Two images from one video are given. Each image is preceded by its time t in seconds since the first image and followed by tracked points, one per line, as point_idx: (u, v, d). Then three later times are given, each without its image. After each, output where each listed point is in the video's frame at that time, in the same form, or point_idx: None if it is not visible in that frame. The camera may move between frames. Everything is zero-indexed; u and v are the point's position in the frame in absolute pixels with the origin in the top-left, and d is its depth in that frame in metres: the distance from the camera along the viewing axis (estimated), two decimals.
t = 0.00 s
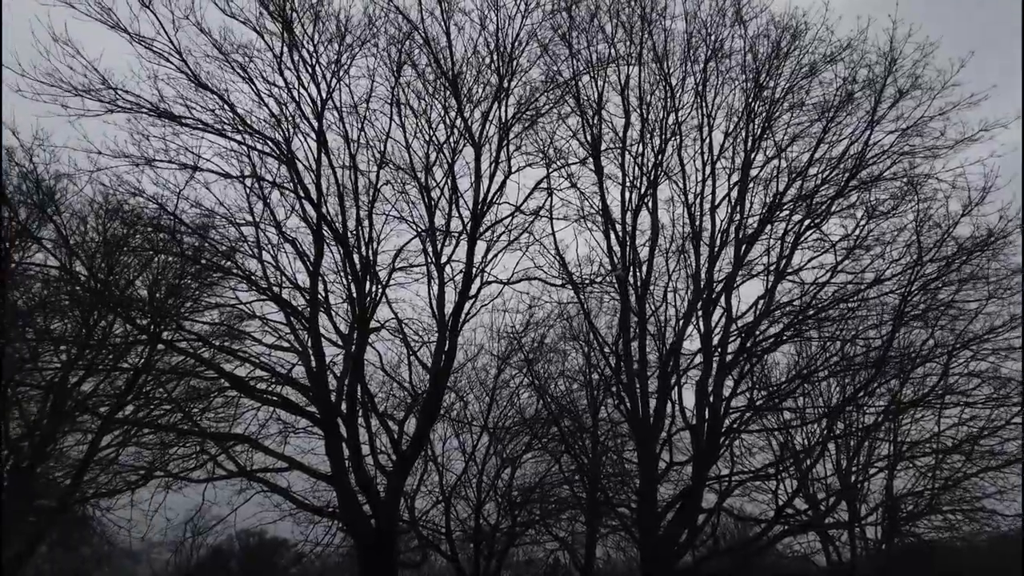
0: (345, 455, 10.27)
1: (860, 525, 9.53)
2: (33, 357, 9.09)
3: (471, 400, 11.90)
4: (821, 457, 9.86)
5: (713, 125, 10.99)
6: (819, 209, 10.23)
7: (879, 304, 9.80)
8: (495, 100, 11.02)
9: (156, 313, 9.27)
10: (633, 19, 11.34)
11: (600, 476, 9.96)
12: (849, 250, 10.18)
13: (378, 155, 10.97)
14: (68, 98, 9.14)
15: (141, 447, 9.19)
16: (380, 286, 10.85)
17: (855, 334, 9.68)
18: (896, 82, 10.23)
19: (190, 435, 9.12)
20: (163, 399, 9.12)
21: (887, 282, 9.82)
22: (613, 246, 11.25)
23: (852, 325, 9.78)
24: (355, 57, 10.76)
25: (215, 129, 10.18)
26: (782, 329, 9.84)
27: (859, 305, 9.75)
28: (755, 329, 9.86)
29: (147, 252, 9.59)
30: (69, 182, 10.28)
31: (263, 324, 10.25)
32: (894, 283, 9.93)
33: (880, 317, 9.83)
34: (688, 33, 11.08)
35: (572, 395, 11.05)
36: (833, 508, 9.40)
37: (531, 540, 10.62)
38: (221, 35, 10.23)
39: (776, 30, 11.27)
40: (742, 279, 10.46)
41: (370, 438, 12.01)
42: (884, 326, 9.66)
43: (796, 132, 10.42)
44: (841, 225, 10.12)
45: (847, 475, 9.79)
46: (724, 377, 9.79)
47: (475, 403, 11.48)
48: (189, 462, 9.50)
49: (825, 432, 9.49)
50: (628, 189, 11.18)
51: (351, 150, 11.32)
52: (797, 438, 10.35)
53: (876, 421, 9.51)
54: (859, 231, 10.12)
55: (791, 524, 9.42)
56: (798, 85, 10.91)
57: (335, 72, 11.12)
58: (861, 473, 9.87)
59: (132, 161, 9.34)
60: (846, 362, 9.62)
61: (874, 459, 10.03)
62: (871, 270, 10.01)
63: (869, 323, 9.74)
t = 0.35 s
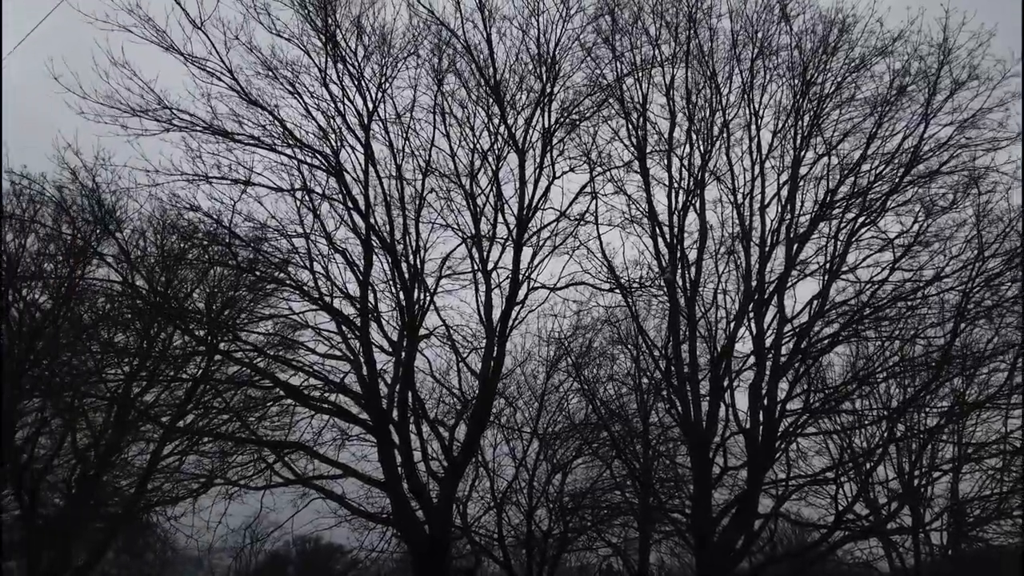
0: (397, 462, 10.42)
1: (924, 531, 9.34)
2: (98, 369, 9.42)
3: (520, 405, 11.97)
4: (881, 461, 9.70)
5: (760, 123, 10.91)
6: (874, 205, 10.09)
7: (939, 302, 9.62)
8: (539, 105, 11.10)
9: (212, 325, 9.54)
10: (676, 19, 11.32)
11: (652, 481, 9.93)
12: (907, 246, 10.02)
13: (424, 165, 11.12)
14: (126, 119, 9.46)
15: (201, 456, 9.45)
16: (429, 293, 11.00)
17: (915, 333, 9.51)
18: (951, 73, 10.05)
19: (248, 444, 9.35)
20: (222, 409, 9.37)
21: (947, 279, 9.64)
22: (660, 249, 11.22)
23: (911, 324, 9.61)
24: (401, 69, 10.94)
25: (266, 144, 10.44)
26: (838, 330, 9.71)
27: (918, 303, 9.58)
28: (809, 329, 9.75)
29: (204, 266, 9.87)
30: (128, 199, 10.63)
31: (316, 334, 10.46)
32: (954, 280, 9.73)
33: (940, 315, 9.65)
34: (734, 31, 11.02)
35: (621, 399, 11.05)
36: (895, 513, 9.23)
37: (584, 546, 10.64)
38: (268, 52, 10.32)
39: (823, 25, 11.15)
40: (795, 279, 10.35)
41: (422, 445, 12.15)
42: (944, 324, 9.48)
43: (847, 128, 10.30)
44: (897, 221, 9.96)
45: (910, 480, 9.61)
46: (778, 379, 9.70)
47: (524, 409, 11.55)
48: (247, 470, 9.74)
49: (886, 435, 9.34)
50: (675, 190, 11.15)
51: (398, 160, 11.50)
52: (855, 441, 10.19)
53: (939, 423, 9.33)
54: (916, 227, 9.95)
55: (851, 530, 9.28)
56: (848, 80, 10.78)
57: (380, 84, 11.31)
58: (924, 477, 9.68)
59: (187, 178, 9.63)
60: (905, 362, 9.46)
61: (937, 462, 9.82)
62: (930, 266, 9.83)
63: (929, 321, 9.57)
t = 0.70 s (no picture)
0: (450, 468, 10.53)
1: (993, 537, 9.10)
2: (160, 380, 9.71)
3: (570, 411, 11.99)
4: (946, 464, 9.48)
5: (810, 120, 10.79)
6: (932, 200, 9.90)
7: (1004, 299, 9.39)
8: (584, 110, 11.15)
9: (267, 336, 9.76)
10: (721, 18, 11.27)
11: (705, 486, 9.85)
12: (968, 242, 9.81)
13: (469, 173, 11.23)
14: (183, 138, 9.75)
15: (259, 464, 9.67)
16: (477, 301, 11.10)
17: (979, 331, 9.30)
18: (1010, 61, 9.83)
19: (304, 452, 9.54)
20: (278, 418, 9.59)
21: (1011, 275, 9.41)
22: (709, 251, 11.16)
23: (974, 322, 9.40)
24: (446, 79, 11.09)
25: (316, 158, 10.66)
26: (897, 329, 9.54)
27: (982, 300, 9.37)
28: (867, 329, 9.60)
29: (258, 279, 10.12)
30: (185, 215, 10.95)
31: (368, 342, 10.63)
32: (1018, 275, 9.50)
33: (1005, 312, 9.42)
34: (780, 28, 10.93)
35: (673, 403, 11.02)
36: (962, 518, 9.02)
37: (639, 552, 10.59)
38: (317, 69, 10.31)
39: (873, 17, 11.00)
40: (850, 279, 10.20)
41: (474, 451, 12.24)
42: (1010, 321, 9.26)
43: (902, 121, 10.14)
44: (956, 217, 9.76)
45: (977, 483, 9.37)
46: (836, 382, 9.56)
47: (574, 414, 11.57)
48: (304, 477, 9.93)
49: (951, 438, 9.13)
50: (723, 191, 11.09)
51: (444, 169, 11.64)
52: (917, 444, 9.99)
53: (1007, 425, 9.09)
54: (977, 221, 9.74)
55: (916, 535, 9.09)
56: (901, 72, 10.62)
57: (425, 95, 11.47)
58: (992, 480, 9.44)
59: (241, 194, 9.88)
60: (970, 361, 9.25)
61: (1005, 465, 9.57)
62: (993, 262, 9.61)
63: (994, 319, 9.35)
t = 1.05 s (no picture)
0: (498, 475, 10.59)
1: None
2: (215, 391, 9.95)
3: (618, 416, 11.97)
4: (1011, 467, 9.24)
5: (859, 116, 10.64)
6: (989, 195, 9.68)
7: None
8: (626, 114, 11.15)
9: (317, 346, 9.93)
10: (763, 16, 11.18)
11: (757, 492, 9.74)
12: None
13: (512, 181, 11.31)
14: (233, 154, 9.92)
15: (312, 472, 9.84)
16: (523, 307, 11.15)
17: None
18: None
19: (356, 459, 9.70)
20: (330, 426, 9.75)
21: None
22: (756, 252, 11.06)
23: None
24: (487, 87, 11.20)
25: (361, 169, 10.84)
26: (955, 328, 9.35)
27: None
28: (924, 329, 9.41)
29: (307, 290, 10.32)
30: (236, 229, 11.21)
31: (415, 350, 10.76)
32: None
33: None
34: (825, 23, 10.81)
35: (722, 407, 10.94)
36: None
37: (691, 559, 10.50)
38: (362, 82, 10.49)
39: (921, 8, 10.82)
40: (904, 278, 10.02)
41: (522, 458, 12.28)
42: None
43: (955, 114, 9.95)
44: (1014, 212, 9.54)
45: None
46: (892, 383, 9.39)
47: (622, 420, 11.55)
48: (355, 485, 10.07)
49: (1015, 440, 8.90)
50: (768, 191, 10.99)
51: (487, 176, 11.74)
52: (979, 447, 9.75)
53: None
54: None
55: (980, 541, 8.86)
56: (952, 64, 10.42)
57: (467, 104, 11.59)
58: None
59: (290, 206, 10.10)
60: None
61: None
62: None
63: None
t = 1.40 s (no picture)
0: (544, 481, 10.61)
1: None
2: (264, 399, 10.14)
3: (663, 420, 11.91)
4: None
5: (904, 111, 10.47)
6: None
7: None
8: (665, 117, 11.13)
9: (362, 354, 10.07)
10: (803, 13, 11.08)
11: (808, 497, 9.62)
12: None
13: (553, 186, 11.34)
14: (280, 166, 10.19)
15: (359, 479, 9.96)
16: (565, 313, 11.17)
17: None
18: None
19: (402, 466, 9.80)
20: (375, 433, 9.87)
21: None
22: (801, 253, 10.94)
23: None
24: (526, 94, 11.26)
25: (403, 179, 10.97)
26: (1012, 326, 9.14)
27: None
28: (979, 328, 9.22)
29: (352, 299, 10.46)
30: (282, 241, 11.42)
31: (458, 357, 10.84)
32: None
33: None
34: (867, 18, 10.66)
35: (769, 411, 10.83)
36: None
37: (742, 565, 10.39)
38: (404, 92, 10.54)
39: None
40: (956, 275, 9.83)
41: (567, 464, 12.28)
42: None
43: (1006, 106, 9.74)
44: None
45: None
46: (947, 384, 9.20)
47: (667, 424, 11.49)
48: (402, 491, 10.17)
49: None
50: (812, 191, 10.86)
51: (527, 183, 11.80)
52: None
53: None
54: None
55: None
56: (1001, 54, 10.21)
57: (507, 111, 11.67)
58: None
59: (335, 217, 10.27)
60: None
61: None
62: None
63: None
